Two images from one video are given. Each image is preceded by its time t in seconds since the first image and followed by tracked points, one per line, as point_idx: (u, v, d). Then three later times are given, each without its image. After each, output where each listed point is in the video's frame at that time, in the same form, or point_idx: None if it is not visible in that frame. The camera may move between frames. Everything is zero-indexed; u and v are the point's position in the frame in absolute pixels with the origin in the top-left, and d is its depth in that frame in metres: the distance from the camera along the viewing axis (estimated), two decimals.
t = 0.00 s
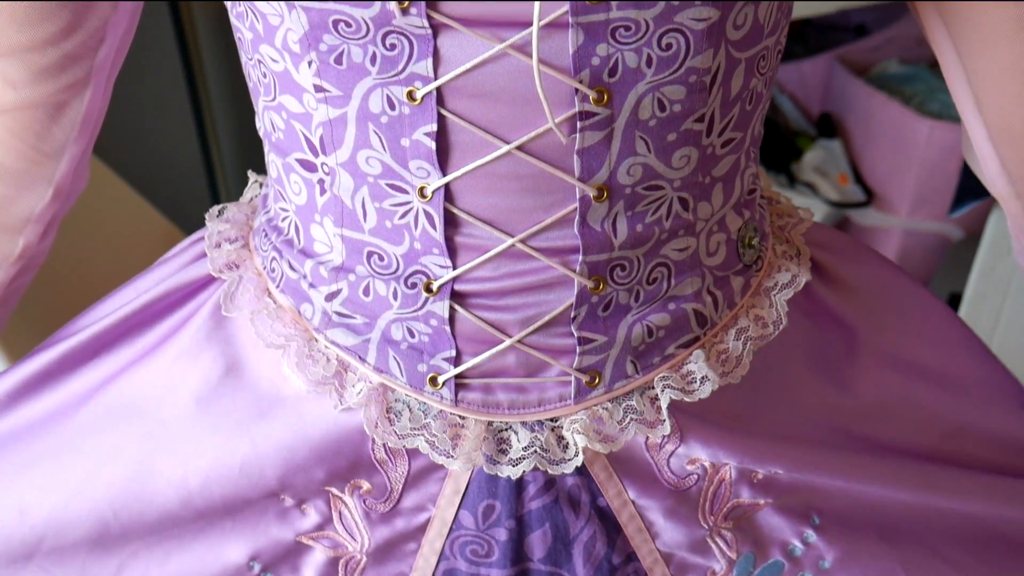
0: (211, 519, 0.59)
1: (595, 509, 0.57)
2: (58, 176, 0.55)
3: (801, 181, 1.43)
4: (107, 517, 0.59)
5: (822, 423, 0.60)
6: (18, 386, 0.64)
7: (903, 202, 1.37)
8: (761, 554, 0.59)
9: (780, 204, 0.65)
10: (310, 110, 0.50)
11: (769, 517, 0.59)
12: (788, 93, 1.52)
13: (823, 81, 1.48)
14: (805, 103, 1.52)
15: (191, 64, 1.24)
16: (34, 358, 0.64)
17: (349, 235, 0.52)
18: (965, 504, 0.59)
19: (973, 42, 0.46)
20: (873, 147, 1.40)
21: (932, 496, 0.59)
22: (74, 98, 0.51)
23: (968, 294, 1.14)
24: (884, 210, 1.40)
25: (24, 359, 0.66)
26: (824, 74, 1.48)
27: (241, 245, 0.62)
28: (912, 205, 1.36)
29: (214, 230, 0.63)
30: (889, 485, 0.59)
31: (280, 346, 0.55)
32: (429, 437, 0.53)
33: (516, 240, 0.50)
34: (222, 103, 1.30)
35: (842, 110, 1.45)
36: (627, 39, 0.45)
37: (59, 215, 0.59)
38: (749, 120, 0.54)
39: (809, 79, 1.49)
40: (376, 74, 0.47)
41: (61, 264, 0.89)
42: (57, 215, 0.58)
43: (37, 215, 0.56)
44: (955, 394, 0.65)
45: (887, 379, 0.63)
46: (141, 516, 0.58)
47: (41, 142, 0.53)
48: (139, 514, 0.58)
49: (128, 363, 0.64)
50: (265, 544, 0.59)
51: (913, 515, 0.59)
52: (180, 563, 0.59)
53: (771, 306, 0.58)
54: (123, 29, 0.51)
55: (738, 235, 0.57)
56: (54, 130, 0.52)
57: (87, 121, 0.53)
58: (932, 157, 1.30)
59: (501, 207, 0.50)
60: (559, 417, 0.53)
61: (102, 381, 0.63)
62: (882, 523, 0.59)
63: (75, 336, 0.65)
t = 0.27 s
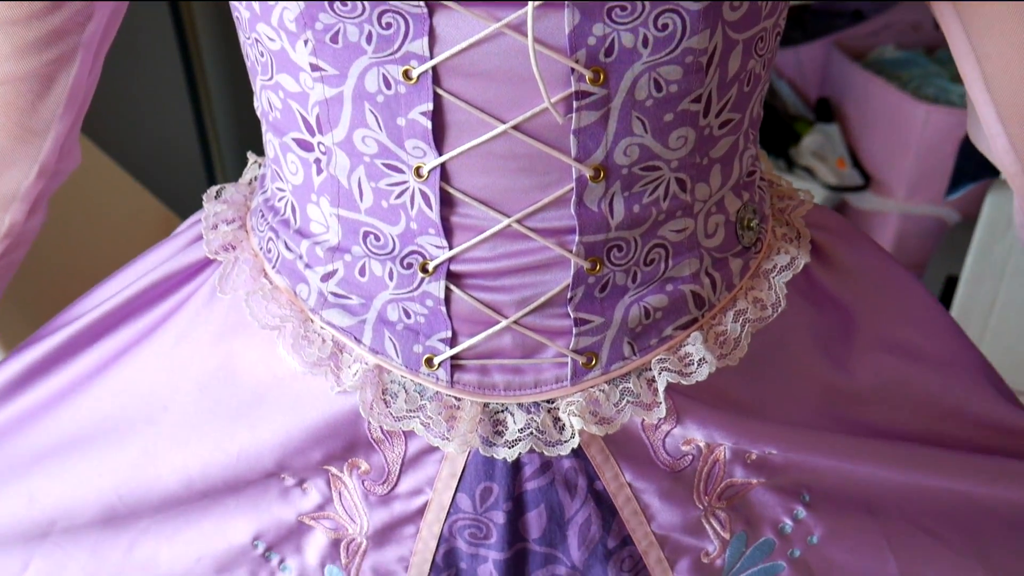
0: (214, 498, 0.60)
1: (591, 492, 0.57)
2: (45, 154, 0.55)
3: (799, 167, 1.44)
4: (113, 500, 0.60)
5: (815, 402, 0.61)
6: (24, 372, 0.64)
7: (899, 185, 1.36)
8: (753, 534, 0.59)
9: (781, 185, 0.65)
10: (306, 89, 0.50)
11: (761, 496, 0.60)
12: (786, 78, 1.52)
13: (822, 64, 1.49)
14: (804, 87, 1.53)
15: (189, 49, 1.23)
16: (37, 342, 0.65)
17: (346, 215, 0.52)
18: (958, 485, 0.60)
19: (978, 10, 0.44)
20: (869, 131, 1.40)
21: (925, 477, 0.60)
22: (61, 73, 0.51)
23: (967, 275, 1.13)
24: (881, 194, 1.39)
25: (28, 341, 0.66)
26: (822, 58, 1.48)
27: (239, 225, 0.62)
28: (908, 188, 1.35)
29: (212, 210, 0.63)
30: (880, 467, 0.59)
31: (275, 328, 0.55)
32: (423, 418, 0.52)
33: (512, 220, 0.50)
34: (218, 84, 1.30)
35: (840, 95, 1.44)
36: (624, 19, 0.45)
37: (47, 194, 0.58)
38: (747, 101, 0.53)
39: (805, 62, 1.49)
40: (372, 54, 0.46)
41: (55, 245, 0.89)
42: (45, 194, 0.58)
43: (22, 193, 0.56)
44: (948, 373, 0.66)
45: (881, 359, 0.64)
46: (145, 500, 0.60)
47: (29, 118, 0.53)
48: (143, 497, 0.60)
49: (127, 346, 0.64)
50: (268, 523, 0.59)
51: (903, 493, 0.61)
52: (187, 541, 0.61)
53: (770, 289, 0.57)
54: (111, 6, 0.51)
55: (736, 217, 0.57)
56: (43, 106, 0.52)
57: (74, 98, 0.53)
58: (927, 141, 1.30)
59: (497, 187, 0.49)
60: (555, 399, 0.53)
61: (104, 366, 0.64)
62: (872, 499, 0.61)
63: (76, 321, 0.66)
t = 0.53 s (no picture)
0: (213, 486, 0.60)
1: (590, 473, 0.57)
2: (42, 137, 0.55)
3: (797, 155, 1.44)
4: (111, 489, 0.60)
5: (815, 383, 0.61)
6: (21, 355, 0.64)
7: (898, 173, 1.37)
8: (755, 519, 0.59)
9: (779, 167, 0.65)
10: (304, 69, 0.50)
11: (763, 480, 0.59)
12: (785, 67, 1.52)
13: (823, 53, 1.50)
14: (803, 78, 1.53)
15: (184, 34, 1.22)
16: (33, 328, 0.65)
17: (343, 196, 0.52)
18: (960, 470, 0.60)
19: None
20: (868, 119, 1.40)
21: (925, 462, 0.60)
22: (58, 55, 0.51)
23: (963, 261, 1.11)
24: (879, 183, 1.40)
25: (24, 327, 0.66)
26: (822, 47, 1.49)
27: (235, 208, 0.62)
28: (907, 177, 1.36)
29: (207, 192, 0.63)
30: (881, 451, 0.59)
31: (272, 309, 0.55)
32: (422, 400, 0.53)
33: (510, 200, 0.50)
34: (215, 73, 1.29)
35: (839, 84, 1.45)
36: None
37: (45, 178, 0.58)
38: (746, 81, 0.53)
39: (805, 53, 1.50)
40: (370, 32, 0.46)
41: (50, 233, 0.88)
42: (41, 177, 0.58)
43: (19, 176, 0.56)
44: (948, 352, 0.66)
45: (879, 340, 0.64)
46: (144, 488, 0.59)
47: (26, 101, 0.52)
48: (142, 485, 0.59)
49: (125, 331, 0.64)
50: (269, 507, 0.60)
51: (907, 479, 0.60)
52: (188, 528, 0.61)
53: (768, 270, 0.58)
54: None
55: (734, 197, 0.57)
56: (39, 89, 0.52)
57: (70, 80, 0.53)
58: (926, 132, 1.31)
59: (496, 166, 0.49)
60: (553, 379, 0.53)
61: (102, 351, 0.64)
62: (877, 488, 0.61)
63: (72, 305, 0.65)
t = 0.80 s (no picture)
0: (213, 466, 0.60)
1: (590, 454, 0.57)
2: (40, 118, 0.55)
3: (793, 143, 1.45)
4: (112, 468, 0.60)
5: (814, 363, 0.61)
6: (21, 337, 0.65)
7: (897, 162, 1.37)
8: (753, 497, 0.60)
9: (777, 148, 0.65)
10: (301, 48, 0.49)
11: (761, 459, 0.60)
12: (784, 55, 1.53)
13: (820, 41, 1.50)
14: (804, 68, 1.54)
15: (182, 20, 1.21)
16: (32, 310, 0.65)
17: (341, 175, 0.52)
18: (958, 450, 0.60)
19: None
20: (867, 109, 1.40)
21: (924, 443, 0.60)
22: (55, 37, 0.51)
23: (965, 251, 1.08)
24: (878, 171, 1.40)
25: (24, 309, 0.66)
26: (820, 33, 1.50)
27: (233, 189, 0.62)
28: (906, 166, 1.36)
29: (204, 175, 0.63)
30: (879, 432, 0.59)
31: (271, 289, 0.55)
32: (422, 379, 0.53)
33: (509, 178, 0.50)
34: (214, 62, 1.29)
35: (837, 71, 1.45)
36: None
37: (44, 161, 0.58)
38: (745, 59, 0.53)
39: (805, 44, 1.51)
40: (367, 10, 0.46)
41: (48, 217, 0.88)
42: (39, 160, 0.58)
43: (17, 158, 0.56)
44: (946, 334, 0.66)
45: (880, 322, 0.64)
46: (144, 467, 0.60)
47: (24, 82, 0.52)
48: (141, 465, 0.60)
49: (125, 312, 0.64)
50: (268, 488, 0.60)
51: (905, 459, 0.61)
52: (188, 509, 0.61)
53: (767, 250, 0.57)
54: None
55: (734, 177, 0.56)
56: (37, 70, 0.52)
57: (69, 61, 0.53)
58: (926, 120, 1.30)
59: (494, 145, 0.49)
60: (552, 358, 0.53)
61: (102, 332, 0.64)
62: (876, 465, 0.61)
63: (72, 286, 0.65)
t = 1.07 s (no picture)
0: (209, 447, 0.60)
1: (588, 434, 0.57)
2: (31, 97, 0.54)
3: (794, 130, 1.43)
4: (107, 449, 0.60)
5: (811, 343, 0.61)
6: (16, 319, 0.64)
7: (896, 149, 1.37)
8: (750, 478, 0.60)
9: (776, 128, 0.65)
10: (298, 25, 0.49)
11: (758, 440, 0.60)
12: (784, 42, 1.52)
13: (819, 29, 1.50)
14: (802, 52, 1.53)
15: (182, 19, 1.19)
16: (27, 292, 0.65)
17: (338, 153, 0.52)
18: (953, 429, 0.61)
19: None
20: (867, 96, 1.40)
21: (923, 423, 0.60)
22: (48, 14, 0.50)
23: (962, 238, 1.07)
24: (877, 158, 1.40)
25: (19, 288, 0.66)
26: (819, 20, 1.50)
27: (229, 169, 0.62)
28: (905, 152, 1.36)
29: (200, 155, 0.63)
30: (875, 411, 0.60)
31: (267, 269, 0.55)
32: (419, 358, 0.53)
33: (507, 156, 0.49)
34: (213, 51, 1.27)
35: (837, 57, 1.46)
36: None
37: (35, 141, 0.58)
38: (744, 38, 0.53)
39: (803, 29, 1.50)
40: None
41: (34, 207, 0.88)
42: (30, 139, 0.57)
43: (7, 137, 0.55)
44: (943, 316, 0.66)
45: (876, 304, 0.64)
46: (141, 448, 0.60)
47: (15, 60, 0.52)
48: (136, 445, 0.60)
49: (120, 294, 0.64)
50: (264, 469, 0.60)
51: (903, 439, 0.61)
52: (185, 490, 0.61)
53: (766, 230, 0.57)
54: None
55: (733, 156, 0.56)
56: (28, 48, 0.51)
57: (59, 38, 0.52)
58: (925, 105, 1.30)
59: (492, 122, 0.49)
60: (550, 338, 0.53)
61: (97, 314, 0.64)
62: (872, 446, 0.61)
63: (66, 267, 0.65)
